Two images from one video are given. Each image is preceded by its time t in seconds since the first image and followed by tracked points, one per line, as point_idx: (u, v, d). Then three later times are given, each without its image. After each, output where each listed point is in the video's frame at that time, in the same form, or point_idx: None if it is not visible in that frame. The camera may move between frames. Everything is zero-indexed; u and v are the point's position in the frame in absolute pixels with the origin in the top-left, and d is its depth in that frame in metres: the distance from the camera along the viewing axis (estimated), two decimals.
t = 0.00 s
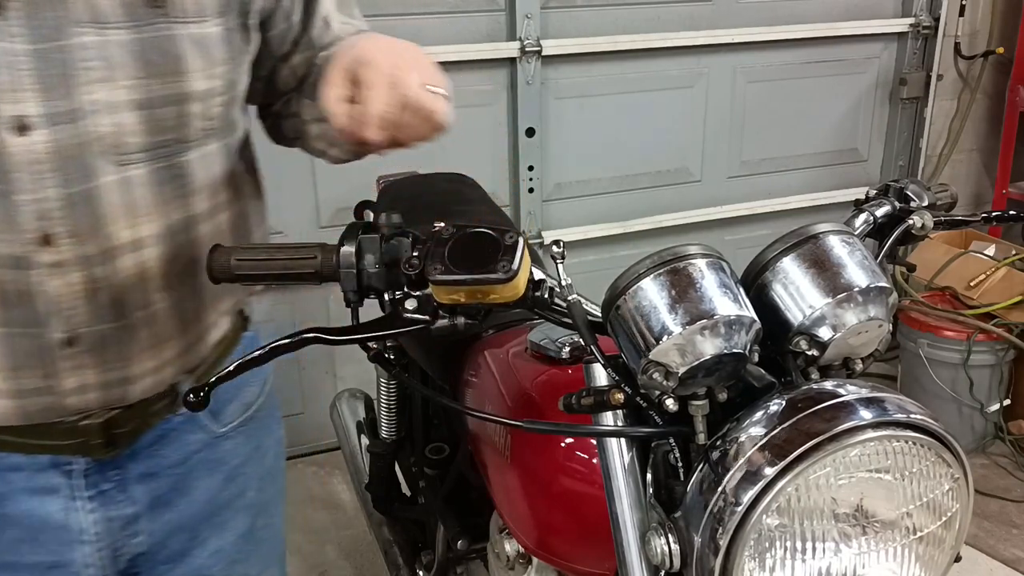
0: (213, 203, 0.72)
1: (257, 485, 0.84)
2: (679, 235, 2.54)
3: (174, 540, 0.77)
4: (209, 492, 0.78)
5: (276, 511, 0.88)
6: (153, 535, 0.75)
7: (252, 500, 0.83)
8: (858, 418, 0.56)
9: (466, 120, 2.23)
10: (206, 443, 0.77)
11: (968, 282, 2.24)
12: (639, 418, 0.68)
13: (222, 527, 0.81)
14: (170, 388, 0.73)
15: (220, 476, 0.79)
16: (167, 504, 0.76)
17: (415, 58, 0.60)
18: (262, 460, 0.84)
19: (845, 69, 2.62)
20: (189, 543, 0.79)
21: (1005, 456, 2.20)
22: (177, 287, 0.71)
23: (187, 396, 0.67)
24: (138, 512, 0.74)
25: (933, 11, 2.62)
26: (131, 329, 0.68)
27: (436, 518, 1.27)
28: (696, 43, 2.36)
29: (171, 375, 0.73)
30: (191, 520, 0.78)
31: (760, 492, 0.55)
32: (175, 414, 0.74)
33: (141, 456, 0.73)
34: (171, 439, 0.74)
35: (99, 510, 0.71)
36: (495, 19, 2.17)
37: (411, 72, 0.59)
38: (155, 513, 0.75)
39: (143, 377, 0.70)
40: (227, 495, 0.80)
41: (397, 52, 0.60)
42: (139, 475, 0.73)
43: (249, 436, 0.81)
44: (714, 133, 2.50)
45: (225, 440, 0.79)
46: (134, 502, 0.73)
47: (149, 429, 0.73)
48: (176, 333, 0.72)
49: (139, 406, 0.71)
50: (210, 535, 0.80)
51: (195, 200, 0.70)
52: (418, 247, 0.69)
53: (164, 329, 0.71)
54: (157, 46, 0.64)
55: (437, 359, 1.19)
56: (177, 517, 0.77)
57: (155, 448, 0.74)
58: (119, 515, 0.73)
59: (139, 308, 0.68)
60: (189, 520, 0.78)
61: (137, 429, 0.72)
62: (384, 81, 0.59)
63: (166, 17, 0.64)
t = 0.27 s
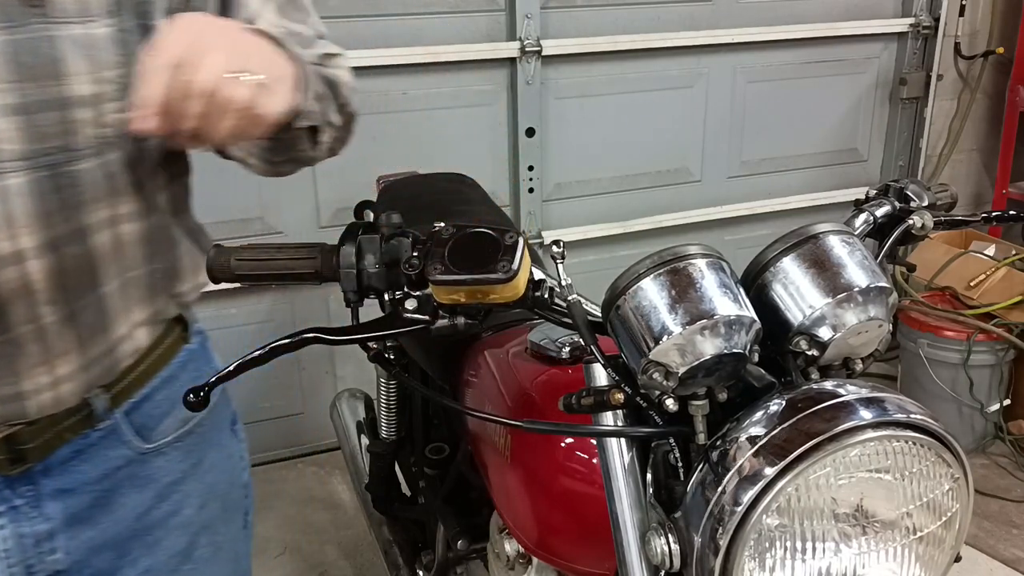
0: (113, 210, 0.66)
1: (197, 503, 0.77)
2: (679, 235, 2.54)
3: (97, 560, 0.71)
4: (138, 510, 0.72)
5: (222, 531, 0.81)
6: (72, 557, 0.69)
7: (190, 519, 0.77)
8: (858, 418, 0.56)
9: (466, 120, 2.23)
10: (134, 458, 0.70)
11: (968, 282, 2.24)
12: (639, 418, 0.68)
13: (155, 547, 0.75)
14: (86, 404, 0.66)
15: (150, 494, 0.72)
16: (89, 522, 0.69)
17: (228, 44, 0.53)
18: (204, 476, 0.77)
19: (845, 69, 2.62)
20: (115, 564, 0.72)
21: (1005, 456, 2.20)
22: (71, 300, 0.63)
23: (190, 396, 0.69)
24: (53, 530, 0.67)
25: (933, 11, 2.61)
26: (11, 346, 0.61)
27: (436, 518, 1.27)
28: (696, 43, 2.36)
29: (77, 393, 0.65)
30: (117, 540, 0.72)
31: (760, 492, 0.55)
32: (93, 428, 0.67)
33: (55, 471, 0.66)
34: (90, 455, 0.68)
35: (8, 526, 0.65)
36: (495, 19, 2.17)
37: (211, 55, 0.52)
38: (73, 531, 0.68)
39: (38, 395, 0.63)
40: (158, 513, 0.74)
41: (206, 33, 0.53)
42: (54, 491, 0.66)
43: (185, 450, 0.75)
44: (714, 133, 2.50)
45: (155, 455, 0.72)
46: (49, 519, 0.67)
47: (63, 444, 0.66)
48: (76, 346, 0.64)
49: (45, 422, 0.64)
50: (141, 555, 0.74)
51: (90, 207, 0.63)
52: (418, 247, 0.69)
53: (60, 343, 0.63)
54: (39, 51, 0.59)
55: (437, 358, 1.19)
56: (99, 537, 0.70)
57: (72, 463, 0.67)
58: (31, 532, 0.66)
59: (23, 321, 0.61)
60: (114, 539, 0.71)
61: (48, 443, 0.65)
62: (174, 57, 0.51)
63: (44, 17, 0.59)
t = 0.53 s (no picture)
0: (41, 203, 0.63)
1: (158, 501, 0.76)
2: (679, 235, 2.54)
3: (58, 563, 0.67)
4: (99, 509, 0.69)
5: (184, 530, 0.80)
6: (30, 561, 0.65)
7: (151, 518, 0.75)
8: (858, 418, 0.56)
9: (466, 120, 2.23)
10: (92, 455, 0.68)
11: (968, 282, 2.24)
12: (639, 418, 0.68)
13: (117, 548, 0.72)
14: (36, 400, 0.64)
15: (110, 492, 0.70)
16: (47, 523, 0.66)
17: (60, 37, 0.48)
18: (164, 474, 0.77)
19: (845, 69, 2.61)
20: (75, 569, 0.69)
21: (1005, 456, 2.20)
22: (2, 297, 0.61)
23: (190, 396, 0.70)
24: (11, 531, 0.64)
25: (933, 11, 2.61)
26: None
27: (436, 518, 1.27)
28: (696, 43, 2.36)
29: (23, 393, 0.64)
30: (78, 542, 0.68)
31: (760, 492, 0.55)
32: (47, 426, 0.65)
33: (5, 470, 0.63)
34: (46, 453, 0.65)
35: None
36: (495, 19, 2.17)
37: (59, 56, 0.46)
38: (31, 533, 0.65)
39: None
40: (119, 512, 0.72)
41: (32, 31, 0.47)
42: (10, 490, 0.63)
43: (144, 448, 0.74)
44: (713, 133, 2.50)
45: (114, 452, 0.70)
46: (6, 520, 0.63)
47: (15, 442, 0.63)
48: (13, 345, 0.62)
49: None
50: (103, 558, 0.71)
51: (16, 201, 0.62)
52: (418, 247, 0.69)
53: None
54: None
55: (437, 358, 1.19)
56: (59, 540, 0.67)
57: (27, 463, 0.64)
58: None
59: None
60: (76, 540, 0.68)
61: None
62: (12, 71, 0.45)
63: None
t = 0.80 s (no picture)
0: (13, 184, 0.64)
1: (143, 487, 0.76)
2: (679, 235, 2.54)
3: (48, 552, 0.67)
4: (86, 496, 0.70)
5: (170, 517, 0.81)
6: (21, 551, 0.65)
7: (136, 503, 0.75)
8: (858, 418, 0.56)
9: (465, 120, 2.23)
10: (75, 442, 0.68)
11: (968, 282, 2.24)
12: (639, 418, 0.68)
13: (105, 535, 0.72)
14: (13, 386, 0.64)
15: (95, 479, 0.70)
16: (34, 512, 0.65)
17: (34, 50, 0.51)
18: (147, 459, 0.77)
19: (845, 69, 2.61)
20: (65, 557, 0.68)
21: (1005, 456, 2.20)
22: None
23: (190, 397, 0.70)
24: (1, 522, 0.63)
25: (933, 11, 2.61)
26: None
27: (436, 518, 1.27)
28: (696, 43, 2.36)
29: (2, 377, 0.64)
30: (67, 529, 0.68)
31: (760, 492, 0.55)
32: (28, 414, 0.65)
33: None
34: (31, 440, 0.65)
35: None
36: (495, 19, 2.17)
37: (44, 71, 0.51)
38: (20, 523, 0.64)
39: None
40: (105, 498, 0.72)
41: (7, 46, 0.51)
42: None
43: (127, 434, 0.74)
44: (713, 133, 2.50)
45: (98, 439, 0.71)
46: None
47: None
48: None
49: None
50: (91, 545, 0.71)
51: None
52: (418, 247, 0.69)
53: None
54: None
55: (437, 358, 1.19)
56: (48, 528, 0.67)
57: (11, 452, 0.63)
58: None
59: None
60: (65, 527, 0.68)
61: None
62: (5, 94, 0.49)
63: None
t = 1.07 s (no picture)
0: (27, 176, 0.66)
1: (146, 478, 0.78)
2: (679, 235, 2.54)
3: (58, 542, 0.68)
4: (93, 486, 0.71)
5: (171, 507, 0.82)
6: (33, 541, 0.66)
7: (141, 493, 0.77)
8: (858, 418, 0.56)
9: (465, 120, 2.23)
10: (82, 432, 0.70)
11: (968, 282, 2.23)
12: (639, 418, 0.68)
13: (112, 525, 0.73)
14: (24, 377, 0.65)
15: (101, 470, 0.72)
16: (46, 503, 0.67)
17: (44, 50, 0.52)
18: (150, 450, 0.79)
19: (845, 69, 2.61)
20: (75, 547, 0.70)
21: (1005, 456, 2.20)
22: None
23: (190, 396, 0.70)
24: (13, 512, 0.64)
25: (933, 11, 2.61)
26: None
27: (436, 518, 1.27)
28: (696, 43, 2.36)
29: (14, 367, 0.65)
30: (75, 519, 0.69)
31: (760, 492, 0.55)
32: (36, 405, 0.66)
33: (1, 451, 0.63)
34: (40, 429, 0.66)
35: None
36: (495, 19, 2.17)
37: (54, 71, 0.52)
38: (31, 513, 0.66)
39: None
40: (112, 489, 0.73)
41: (20, 48, 0.52)
42: (10, 470, 0.64)
43: (131, 426, 0.76)
44: (713, 133, 2.50)
45: (103, 430, 0.72)
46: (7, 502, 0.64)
47: (9, 420, 0.64)
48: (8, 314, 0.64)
49: None
50: (99, 534, 0.72)
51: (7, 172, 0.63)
52: (418, 247, 0.69)
53: None
54: None
55: (437, 358, 1.19)
56: (58, 518, 0.68)
57: (20, 443, 0.64)
58: None
59: None
60: (75, 516, 0.69)
61: None
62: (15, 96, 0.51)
63: None
